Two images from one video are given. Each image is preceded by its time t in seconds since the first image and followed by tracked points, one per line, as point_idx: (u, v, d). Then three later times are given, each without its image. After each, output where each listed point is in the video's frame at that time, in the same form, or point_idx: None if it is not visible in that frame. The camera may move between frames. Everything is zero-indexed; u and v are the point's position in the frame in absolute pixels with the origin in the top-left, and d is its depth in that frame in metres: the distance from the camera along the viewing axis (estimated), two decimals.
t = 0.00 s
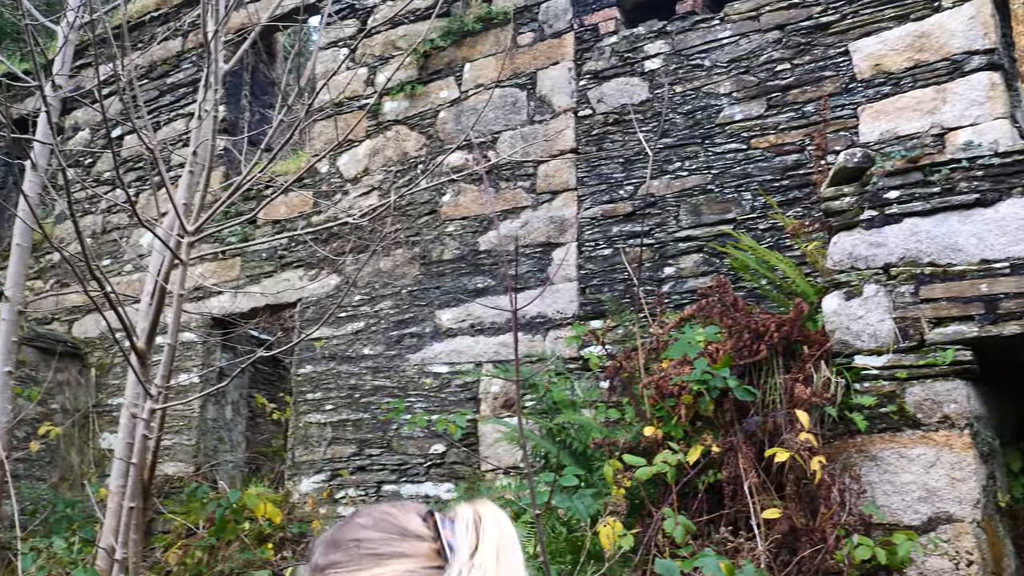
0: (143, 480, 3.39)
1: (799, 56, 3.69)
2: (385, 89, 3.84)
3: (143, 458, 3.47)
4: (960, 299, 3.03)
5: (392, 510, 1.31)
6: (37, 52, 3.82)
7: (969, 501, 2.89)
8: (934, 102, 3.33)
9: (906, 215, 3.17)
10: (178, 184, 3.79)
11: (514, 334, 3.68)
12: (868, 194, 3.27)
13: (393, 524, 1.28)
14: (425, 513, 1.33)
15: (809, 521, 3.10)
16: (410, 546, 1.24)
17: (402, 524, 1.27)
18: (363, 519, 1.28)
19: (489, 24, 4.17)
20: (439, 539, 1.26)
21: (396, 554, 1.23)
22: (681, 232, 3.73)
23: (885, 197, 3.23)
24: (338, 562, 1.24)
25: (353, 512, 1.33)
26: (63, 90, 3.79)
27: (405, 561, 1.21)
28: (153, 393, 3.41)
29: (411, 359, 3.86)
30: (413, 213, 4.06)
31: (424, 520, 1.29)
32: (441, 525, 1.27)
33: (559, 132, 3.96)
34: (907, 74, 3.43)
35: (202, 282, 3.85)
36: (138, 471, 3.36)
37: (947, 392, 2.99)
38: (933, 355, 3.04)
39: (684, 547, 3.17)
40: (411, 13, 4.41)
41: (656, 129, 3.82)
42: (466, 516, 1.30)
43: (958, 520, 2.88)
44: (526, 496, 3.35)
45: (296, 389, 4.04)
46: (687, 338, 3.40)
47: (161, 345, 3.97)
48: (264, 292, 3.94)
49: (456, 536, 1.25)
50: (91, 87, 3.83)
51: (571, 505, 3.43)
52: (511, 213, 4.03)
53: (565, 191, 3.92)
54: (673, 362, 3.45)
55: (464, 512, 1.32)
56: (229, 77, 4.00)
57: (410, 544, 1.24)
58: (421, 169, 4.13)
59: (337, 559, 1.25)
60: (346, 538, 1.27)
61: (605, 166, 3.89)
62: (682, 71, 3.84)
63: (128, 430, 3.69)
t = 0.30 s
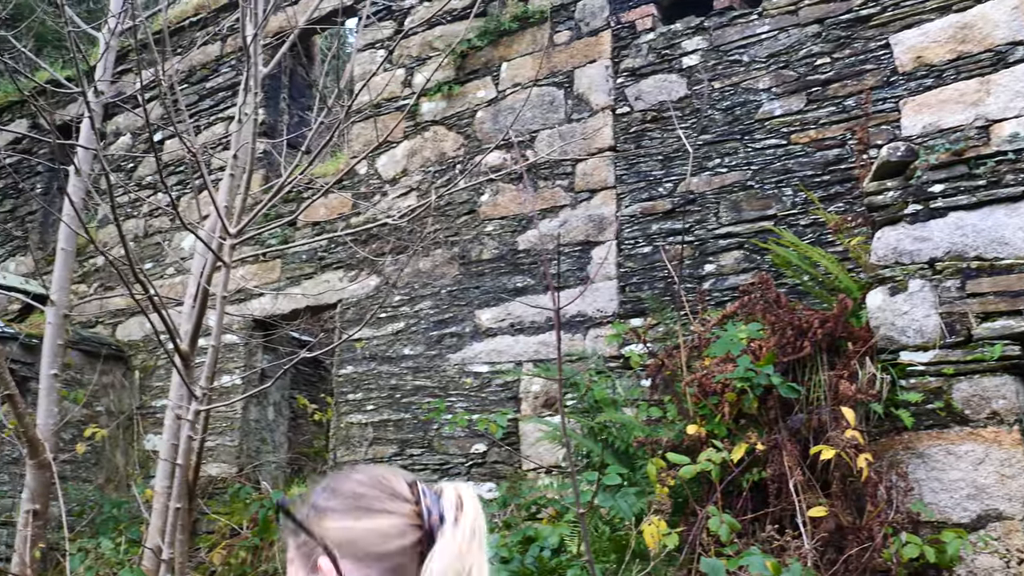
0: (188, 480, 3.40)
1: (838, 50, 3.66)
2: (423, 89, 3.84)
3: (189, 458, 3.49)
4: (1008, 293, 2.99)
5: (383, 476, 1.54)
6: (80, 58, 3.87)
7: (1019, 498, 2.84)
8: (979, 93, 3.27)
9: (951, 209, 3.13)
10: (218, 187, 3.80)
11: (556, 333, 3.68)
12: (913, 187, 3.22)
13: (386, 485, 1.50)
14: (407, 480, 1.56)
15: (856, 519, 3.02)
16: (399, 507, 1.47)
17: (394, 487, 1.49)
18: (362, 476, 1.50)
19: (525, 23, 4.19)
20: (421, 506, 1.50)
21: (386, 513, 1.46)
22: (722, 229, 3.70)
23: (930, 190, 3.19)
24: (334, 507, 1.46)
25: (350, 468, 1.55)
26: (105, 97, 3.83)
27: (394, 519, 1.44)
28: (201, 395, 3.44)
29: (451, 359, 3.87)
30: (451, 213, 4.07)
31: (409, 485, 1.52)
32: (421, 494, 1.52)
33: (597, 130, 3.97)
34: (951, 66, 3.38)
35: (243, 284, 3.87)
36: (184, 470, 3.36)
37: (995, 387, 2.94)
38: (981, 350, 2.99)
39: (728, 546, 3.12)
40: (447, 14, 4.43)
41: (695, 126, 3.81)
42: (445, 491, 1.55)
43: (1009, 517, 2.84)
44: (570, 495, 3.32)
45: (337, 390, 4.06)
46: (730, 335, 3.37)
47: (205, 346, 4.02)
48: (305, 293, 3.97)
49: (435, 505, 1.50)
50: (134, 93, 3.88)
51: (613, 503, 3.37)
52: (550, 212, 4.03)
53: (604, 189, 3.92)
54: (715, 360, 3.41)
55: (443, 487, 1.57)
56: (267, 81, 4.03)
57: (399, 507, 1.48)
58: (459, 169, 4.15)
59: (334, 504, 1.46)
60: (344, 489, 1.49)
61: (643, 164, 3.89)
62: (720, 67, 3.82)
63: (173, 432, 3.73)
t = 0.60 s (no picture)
0: (229, 480, 3.39)
1: (878, 43, 3.63)
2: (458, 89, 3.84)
3: (231, 458, 3.49)
4: None
5: (381, 432, 1.65)
6: (119, 64, 3.91)
7: None
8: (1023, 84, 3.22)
9: (996, 202, 3.08)
10: (257, 189, 3.83)
11: (595, 330, 3.67)
12: (955, 180, 3.17)
13: (381, 442, 1.62)
14: (405, 439, 1.67)
15: (901, 517, 2.97)
16: (394, 459, 1.58)
17: (390, 444, 1.60)
18: (360, 435, 1.62)
19: (560, 21, 4.19)
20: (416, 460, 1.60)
21: (383, 464, 1.57)
22: (761, 226, 3.68)
23: (974, 183, 3.13)
24: (335, 462, 1.59)
25: (349, 429, 1.67)
26: (144, 101, 3.85)
27: (388, 471, 1.55)
28: (241, 394, 3.42)
29: (490, 358, 3.87)
30: (488, 213, 4.08)
31: (404, 444, 1.63)
32: (413, 451, 1.62)
33: (634, 127, 3.97)
34: (993, 57, 3.34)
35: (283, 285, 3.89)
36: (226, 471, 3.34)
37: None
38: None
39: (772, 544, 3.10)
40: (481, 13, 4.44)
41: (733, 122, 3.79)
42: (437, 449, 1.65)
43: None
44: (610, 493, 3.28)
45: (376, 390, 4.09)
46: (771, 332, 3.34)
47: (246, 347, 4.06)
48: (344, 294, 4.00)
49: (429, 461, 1.60)
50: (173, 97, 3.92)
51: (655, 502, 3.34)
52: (588, 210, 4.03)
53: (641, 187, 3.92)
54: (757, 357, 3.38)
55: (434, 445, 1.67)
56: (304, 83, 4.07)
57: (394, 458, 1.58)
58: (496, 168, 4.16)
59: (335, 459, 1.58)
60: (343, 445, 1.61)
61: (680, 161, 3.87)
62: (758, 62, 3.81)
63: (214, 432, 3.74)
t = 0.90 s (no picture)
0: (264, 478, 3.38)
1: (912, 34, 3.59)
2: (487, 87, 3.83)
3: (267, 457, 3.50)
4: None
5: (326, 449, 1.53)
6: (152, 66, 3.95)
7: None
8: None
9: None
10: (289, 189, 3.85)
11: (629, 325, 3.66)
12: (994, 170, 3.12)
13: (326, 459, 1.50)
14: (348, 456, 1.54)
15: (943, 511, 2.92)
16: (339, 479, 1.46)
17: (333, 461, 1.49)
18: (303, 451, 1.50)
19: (590, 17, 4.19)
20: (360, 479, 1.48)
21: (326, 483, 1.45)
22: (795, 220, 3.65)
23: (1013, 172, 3.07)
24: (277, 480, 1.47)
25: (293, 444, 1.54)
26: (177, 102, 3.88)
27: (332, 490, 1.44)
28: (275, 392, 3.41)
29: (522, 355, 3.87)
30: (520, 210, 4.09)
31: (347, 461, 1.51)
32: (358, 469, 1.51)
33: (665, 122, 3.96)
34: None
35: (315, 285, 3.90)
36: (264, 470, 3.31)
37: None
38: None
39: (812, 539, 3.05)
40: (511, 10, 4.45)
41: (765, 116, 3.77)
42: (377, 467, 1.53)
43: None
44: (645, 489, 3.23)
45: (409, 389, 4.10)
46: (808, 325, 3.30)
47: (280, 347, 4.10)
48: (376, 292, 4.01)
49: (369, 480, 1.48)
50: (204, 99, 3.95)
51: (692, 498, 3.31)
52: (620, 206, 4.02)
53: (673, 182, 3.91)
54: (793, 351, 3.35)
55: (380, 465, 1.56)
56: (335, 83, 4.09)
57: (337, 478, 1.46)
58: (526, 165, 4.16)
59: (276, 477, 1.46)
60: (286, 462, 1.49)
61: (712, 155, 3.86)
62: (790, 55, 3.79)
63: (249, 431, 3.75)
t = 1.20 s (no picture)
0: (294, 484, 3.35)
1: (941, 32, 3.56)
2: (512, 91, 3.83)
3: (296, 462, 3.47)
4: None
5: (168, 431, 1.55)
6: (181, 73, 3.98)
7: None
8: None
9: None
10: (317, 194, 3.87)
11: (659, 328, 3.65)
12: None
13: (168, 443, 1.52)
14: (192, 435, 1.57)
15: (979, 514, 2.86)
16: (176, 464, 1.49)
17: (175, 444, 1.52)
18: (147, 435, 1.53)
19: (616, 19, 4.19)
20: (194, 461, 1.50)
21: (163, 467, 1.48)
22: (824, 220, 3.63)
23: None
24: (123, 462, 1.50)
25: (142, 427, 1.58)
26: (204, 109, 3.91)
27: (168, 474, 1.47)
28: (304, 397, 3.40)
29: (550, 359, 3.86)
30: (547, 213, 4.09)
31: (189, 444, 1.53)
32: (201, 449, 1.53)
33: (692, 124, 3.96)
34: None
35: (343, 289, 3.91)
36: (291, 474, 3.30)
37: None
38: None
39: (846, 543, 2.99)
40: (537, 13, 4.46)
41: (793, 116, 3.76)
42: (214, 448, 1.54)
43: None
44: (677, 492, 3.19)
45: (437, 393, 4.10)
46: (840, 326, 3.26)
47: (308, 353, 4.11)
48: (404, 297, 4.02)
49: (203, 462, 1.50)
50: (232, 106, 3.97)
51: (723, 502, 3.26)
52: (648, 208, 4.01)
53: (700, 184, 3.89)
54: (825, 353, 3.31)
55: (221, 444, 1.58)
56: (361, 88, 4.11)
57: (174, 462, 1.49)
58: (553, 168, 4.16)
59: (121, 460, 1.50)
60: (130, 447, 1.52)
61: (740, 156, 3.84)
62: (818, 55, 3.77)
63: (278, 436, 3.76)
